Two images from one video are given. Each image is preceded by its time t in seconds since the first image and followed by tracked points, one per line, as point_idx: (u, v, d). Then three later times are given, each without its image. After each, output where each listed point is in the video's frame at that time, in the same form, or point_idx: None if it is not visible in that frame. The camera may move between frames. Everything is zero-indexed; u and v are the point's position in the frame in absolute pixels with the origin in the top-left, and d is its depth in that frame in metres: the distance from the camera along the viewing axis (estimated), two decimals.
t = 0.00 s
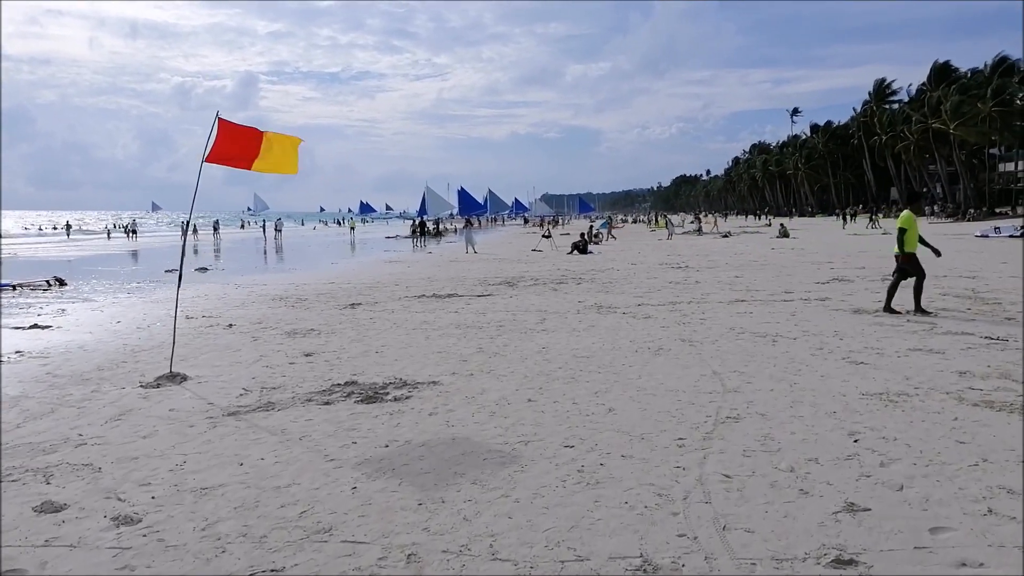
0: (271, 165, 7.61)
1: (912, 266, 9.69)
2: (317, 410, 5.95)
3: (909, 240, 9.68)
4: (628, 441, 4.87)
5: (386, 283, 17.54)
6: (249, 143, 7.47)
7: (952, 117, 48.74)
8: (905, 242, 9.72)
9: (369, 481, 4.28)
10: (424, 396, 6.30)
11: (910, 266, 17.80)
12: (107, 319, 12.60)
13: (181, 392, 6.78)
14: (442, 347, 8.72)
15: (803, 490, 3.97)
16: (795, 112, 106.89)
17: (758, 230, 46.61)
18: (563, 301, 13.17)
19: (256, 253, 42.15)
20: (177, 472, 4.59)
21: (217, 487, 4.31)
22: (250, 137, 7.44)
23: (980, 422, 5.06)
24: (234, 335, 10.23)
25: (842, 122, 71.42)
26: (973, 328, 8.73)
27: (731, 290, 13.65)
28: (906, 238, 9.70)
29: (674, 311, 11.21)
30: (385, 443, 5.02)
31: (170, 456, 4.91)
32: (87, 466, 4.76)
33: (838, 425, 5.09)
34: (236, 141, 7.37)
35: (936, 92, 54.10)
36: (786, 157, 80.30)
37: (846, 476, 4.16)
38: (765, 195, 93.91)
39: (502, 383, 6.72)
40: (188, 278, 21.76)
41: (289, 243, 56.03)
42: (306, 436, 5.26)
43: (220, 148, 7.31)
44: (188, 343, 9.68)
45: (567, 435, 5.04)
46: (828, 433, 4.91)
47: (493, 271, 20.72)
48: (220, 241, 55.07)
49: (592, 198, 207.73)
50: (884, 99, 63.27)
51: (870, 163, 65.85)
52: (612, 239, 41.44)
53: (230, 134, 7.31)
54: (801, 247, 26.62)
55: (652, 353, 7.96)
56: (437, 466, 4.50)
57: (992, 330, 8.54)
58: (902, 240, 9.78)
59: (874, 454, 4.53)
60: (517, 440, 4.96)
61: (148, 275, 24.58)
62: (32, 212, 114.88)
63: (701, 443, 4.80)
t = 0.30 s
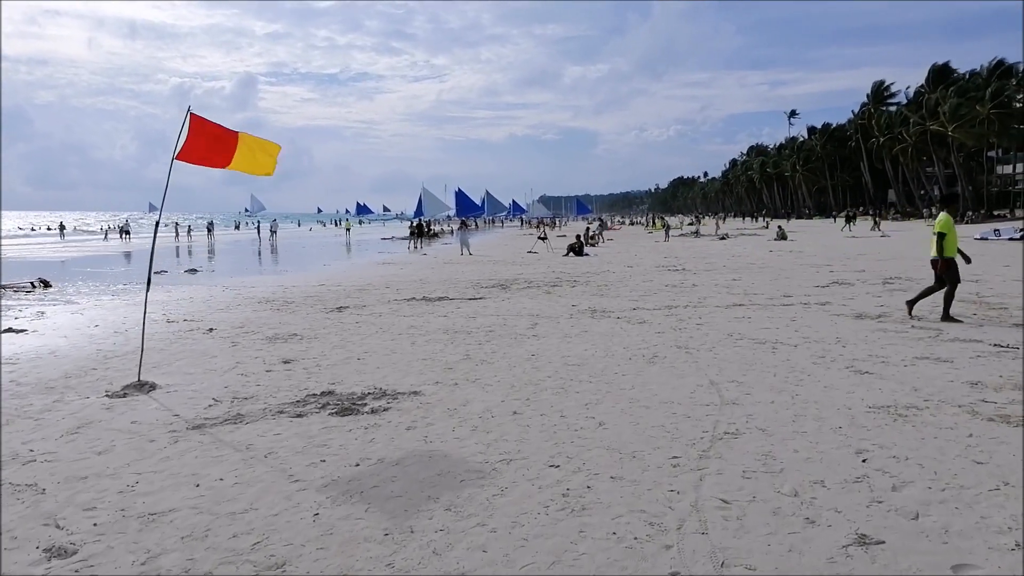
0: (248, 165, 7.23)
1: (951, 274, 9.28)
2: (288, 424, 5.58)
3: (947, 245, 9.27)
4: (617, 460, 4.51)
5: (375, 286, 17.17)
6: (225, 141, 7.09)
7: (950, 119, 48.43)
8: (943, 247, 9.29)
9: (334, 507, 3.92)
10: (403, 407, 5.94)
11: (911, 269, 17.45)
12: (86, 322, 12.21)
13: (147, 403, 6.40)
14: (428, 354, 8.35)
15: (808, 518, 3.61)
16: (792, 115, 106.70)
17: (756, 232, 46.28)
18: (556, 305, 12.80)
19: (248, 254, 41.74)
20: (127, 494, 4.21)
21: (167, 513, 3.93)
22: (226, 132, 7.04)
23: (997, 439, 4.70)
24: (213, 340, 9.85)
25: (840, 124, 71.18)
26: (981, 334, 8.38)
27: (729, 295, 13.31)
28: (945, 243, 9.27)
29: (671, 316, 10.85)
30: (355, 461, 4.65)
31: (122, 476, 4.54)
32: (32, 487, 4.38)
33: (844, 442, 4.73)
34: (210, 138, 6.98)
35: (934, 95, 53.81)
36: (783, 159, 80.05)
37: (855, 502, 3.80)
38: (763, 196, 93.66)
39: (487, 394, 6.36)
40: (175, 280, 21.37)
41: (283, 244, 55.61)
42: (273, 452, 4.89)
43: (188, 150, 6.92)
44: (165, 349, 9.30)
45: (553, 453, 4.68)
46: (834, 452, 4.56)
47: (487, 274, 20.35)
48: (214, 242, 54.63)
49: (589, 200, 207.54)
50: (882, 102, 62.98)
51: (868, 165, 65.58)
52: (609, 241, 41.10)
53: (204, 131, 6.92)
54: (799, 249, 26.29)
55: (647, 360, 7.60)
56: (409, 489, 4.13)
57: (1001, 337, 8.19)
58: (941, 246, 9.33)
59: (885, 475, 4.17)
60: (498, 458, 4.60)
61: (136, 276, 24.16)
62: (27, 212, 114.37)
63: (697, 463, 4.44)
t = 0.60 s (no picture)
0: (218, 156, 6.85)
1: (991, 272, 8.85)
2: (255, 438, 5.20)
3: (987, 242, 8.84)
4: (608, 481, 4.14)
5: (364, 285, 16.78)
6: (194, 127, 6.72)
7: (947, 116, 48.13)
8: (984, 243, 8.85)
9: (294, 537, 3.54)
10: (381, 419, 5.56)
11: (911, 268, 17.11)
12: (61, 324, 11.79)
13: (109, 414, 6.01)
14: (412, 359, 7.96)
15: (820, 551, 3.25)
16: (788, 113, 106.44)
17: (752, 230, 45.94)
18: (549, 305, 12.42)
19: (241, 253, 41.34)
20: (69, 521, 3.83)
21: (108, 544, 3.55)
22: (194, 116, 6.65)
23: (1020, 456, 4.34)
24: (190, 344, 9.45)
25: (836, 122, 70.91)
26: (990, 338, 8.03)
27: (726, 295, 12.95)
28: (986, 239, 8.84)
29: (667, 317, 10.49)
30: (323, 482, 4.28)
31: (68, 499, 4.15)
32: None
33: (854, 460, 4.36)
34: (175, 126, 6.62)
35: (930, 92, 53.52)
36: (779, 156, 79.74)
37: (871, 531, 3.44)
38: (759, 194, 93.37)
39: (471, 403, 5.98)
40: (162, 279, 20.96)
41: (276, 242, 55.10)
42: (235, 471, 4.51)
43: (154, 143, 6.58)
44: (139, 353, 8.90)
45: (539, 472, 4.31)
46: (844, 471, 4.19)
47: (478, 273, 19.95)
48: (206, 241, 54.12)
49: (585, 197, 207.09)
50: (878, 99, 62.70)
51: (864, 162, 65.29)
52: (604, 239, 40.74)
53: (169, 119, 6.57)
54: (797, 248, 25.94)
55: (641, 366, 7.23)
56: (378, 515, 3.75)
57: (1011, 341, 7.84)
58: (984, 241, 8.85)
59: (901, 498, 3.81)
60: (479, 478, 4.23)
61: (123, 275, 23.70)
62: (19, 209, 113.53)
63: (695, 484, 4.06)
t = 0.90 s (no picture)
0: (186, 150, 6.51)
1: None
2: (216, 456, 4.86)
3: None
4: (592, 505, 3.81)
5: (352, 290, 16.44)
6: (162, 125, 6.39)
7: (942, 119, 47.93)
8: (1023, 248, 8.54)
9: (243, 572, 3.21)
10: (353, 434, 5.22)
11: (909, 272, 16.82)
12: (36, 332, 11.42)
13: (66, 429, 5.67)
14: (393, 368, 7.63)
15: None
16: (784, 116, 106.46)
17: (748, 234, 45.71)
18: (540, 311, 12.10)
19: (233, 257, 41.01)
20: None
21: None
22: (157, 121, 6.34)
23: None
24: (166, 353, 9.11)
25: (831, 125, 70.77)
26: (995, 345, 7.73)
27: (721, 300, 12.64)
28: None
29: (660, 323, 10.18)
30: (283, 507, 3.94)
31: (4, 527, 3.81)
32: None
33: (858, 481, 4.04)
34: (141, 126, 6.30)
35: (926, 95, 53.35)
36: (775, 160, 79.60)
37: (878, 565, 3.11)
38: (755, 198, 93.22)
39: (450, 416, 5.65)
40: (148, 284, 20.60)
41: (269, 246, 54.69)
42: (190, 494, 4.18)
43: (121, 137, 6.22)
44: (110, 362, 8.55)
45: (517, 495, 3.98)
46: (847, 494, 3.87)
47: (470, 277, 19.62)
48: (199, 245, 53.74)
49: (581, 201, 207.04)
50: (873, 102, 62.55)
51: (860, 166, 65.12)
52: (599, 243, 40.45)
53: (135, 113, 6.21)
54: (793, 251, 25.67)
55: (632, 375, 6.91)
56: (337, 546, 3.42)
57: (1017, 348, 7.53)
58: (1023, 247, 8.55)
59: (910, 525, 3.48)
60: (451, 503, 3.89)
61: (109, 280, 23.32)
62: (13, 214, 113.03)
63: (686, 510, 3.73)
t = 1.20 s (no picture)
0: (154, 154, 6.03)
1: None
2: (172, 478, 4.52)
3: None
4: (571, 536, 3.49)
5: (341, 291, 16.07)
6: (131, 126, 5.83)
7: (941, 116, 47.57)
8: None
9: None
10: (321, 451, 4.89)
11: (909, 271, 16.49)
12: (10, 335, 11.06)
13: (20, 444, 5.33)
14: (372, 375, 7.28)
15: None
16: (781, 114, 106.05)
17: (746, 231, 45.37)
18: (531, 313, 11.75)
19: (226, 256, 40.61)
20: None
21: None
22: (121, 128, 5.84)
23: None
24: (140, 358, 8.76)
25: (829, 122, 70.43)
26: (1002, 349, 7.40)
27: (717, 300, 12.31)
28: None
29: (654, 326, 9.84)
30: (234, 539, 3.61)
31: None
32: None
33: (861, 507, 3.72)
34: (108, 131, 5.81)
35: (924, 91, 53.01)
36: (773, 157, 79.26)
37: None
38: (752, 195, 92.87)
39: (426, 430, 5.32)
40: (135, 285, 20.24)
41: (263, 244, 54.27)
42: (136, 522, 3.85)
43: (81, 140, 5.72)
44: (80, 369, 8.20)
45: (490, 524, 3.65)
46: (851, 523, 3.54)
47: (463, 277, 19.26)
48: (192, 243, 53.32)
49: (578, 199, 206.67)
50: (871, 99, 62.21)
51: (858, 163, 64.79)
52: (596, 241, 40.07)
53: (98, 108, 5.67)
54: (792, 249, 25.32)
55: (622, 384, 6.59)
56: None
57: None
58: None
59: (921, 561, 3.16)
60: (418, 533, 3.56)
61: (97, 280, 22.95)
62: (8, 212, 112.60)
63: (674, 541, 3.41)
